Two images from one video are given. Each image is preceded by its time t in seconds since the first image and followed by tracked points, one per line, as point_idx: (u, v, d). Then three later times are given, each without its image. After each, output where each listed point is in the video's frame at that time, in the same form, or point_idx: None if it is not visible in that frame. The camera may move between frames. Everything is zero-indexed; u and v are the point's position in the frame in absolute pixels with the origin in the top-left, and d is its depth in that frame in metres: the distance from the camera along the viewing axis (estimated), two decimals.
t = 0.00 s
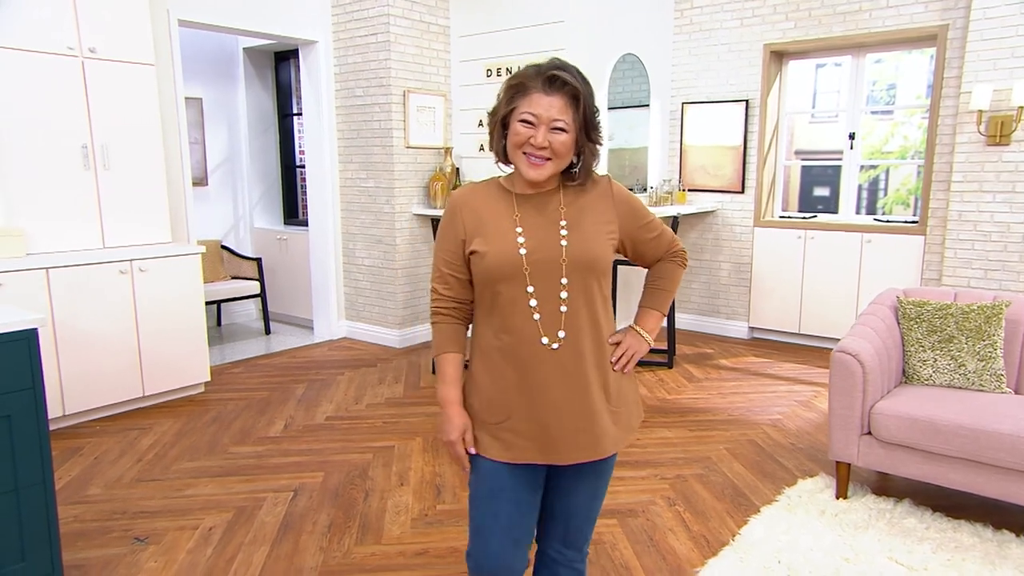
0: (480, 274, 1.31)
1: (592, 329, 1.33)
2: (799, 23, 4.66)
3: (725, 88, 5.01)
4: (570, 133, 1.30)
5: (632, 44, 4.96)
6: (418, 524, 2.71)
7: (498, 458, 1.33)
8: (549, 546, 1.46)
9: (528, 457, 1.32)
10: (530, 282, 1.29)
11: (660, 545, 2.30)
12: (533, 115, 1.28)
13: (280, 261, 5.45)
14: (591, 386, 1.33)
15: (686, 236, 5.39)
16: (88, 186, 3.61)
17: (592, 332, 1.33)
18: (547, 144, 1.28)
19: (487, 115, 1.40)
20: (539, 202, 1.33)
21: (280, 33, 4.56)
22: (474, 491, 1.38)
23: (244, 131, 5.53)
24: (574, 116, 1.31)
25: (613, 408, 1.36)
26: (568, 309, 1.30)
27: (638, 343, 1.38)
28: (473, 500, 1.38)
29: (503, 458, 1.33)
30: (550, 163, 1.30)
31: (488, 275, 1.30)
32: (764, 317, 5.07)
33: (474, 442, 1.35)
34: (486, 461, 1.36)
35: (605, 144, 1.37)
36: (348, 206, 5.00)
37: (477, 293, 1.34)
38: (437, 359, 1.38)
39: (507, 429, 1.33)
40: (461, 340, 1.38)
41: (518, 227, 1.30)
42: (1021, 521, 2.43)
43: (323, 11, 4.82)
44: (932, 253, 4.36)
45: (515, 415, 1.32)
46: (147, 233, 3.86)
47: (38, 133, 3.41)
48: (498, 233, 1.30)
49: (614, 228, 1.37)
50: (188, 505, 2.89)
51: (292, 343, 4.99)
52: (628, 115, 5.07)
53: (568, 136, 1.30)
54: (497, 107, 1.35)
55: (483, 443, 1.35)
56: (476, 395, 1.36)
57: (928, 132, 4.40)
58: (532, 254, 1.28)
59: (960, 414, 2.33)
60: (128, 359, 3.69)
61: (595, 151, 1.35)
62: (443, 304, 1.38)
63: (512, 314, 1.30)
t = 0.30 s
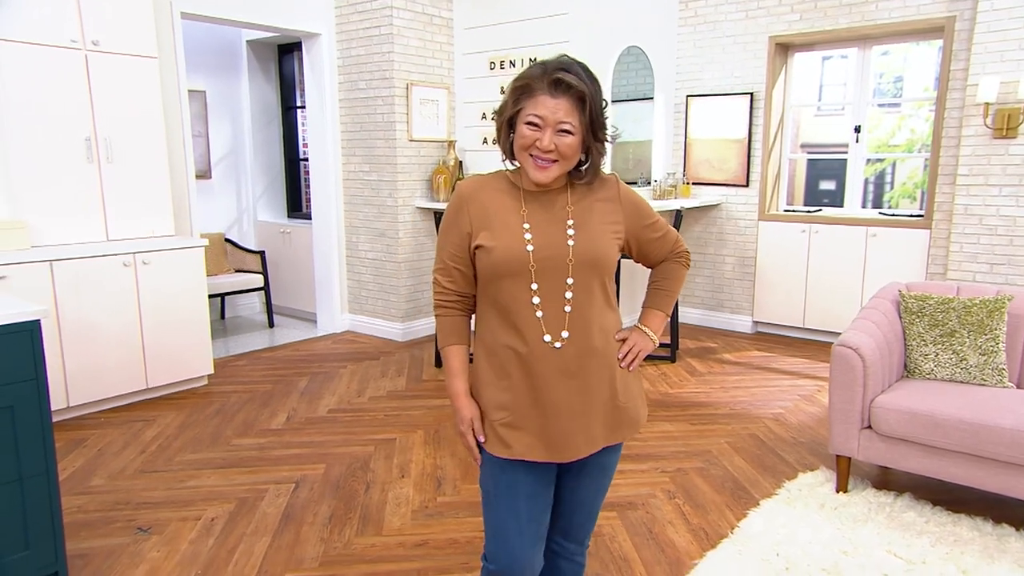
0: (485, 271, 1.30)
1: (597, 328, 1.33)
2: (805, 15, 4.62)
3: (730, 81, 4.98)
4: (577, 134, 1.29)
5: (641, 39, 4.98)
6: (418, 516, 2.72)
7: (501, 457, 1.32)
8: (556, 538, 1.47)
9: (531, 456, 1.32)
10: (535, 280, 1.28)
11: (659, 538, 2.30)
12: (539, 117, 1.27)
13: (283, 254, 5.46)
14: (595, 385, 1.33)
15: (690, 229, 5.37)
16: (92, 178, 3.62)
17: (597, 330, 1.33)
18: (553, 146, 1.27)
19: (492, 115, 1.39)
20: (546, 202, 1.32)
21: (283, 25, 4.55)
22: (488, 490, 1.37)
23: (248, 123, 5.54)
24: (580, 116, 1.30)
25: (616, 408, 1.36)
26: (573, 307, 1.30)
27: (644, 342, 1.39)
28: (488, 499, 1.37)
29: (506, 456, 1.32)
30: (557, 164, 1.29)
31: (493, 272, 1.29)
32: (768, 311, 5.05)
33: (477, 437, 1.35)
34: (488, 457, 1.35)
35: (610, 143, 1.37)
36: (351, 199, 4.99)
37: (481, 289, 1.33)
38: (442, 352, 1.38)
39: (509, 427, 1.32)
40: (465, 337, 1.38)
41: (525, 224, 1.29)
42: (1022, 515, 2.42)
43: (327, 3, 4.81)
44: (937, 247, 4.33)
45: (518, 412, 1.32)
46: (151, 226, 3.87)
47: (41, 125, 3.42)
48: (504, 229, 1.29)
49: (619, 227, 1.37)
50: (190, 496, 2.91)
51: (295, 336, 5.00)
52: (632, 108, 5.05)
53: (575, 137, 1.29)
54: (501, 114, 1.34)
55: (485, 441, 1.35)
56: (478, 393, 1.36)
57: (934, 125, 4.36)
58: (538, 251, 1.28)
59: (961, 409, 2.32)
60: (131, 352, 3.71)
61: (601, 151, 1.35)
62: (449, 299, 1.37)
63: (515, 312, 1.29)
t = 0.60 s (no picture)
0: (488, 272, 1.29)
1: (600, 331, 1.32)
2: (810, 13, 4.60)
3: (735, 80, 4.96)
4: (580, 134, 1.28)
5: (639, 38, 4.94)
6: (419, 515, 2.72)
7: (501, 459, 1.31)
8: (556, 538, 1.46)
9: (532, 457, 1.31)
10: (539, 282, 1.27)
11: (658, 538, 2.29)
12: (542, 117, 1.26)
13: (287, 253, 5.47)
14: (598, 387, 1.32)
15: (695, 228, 5.35)
16: (96, 177, 3.63)
17: (600, 332, 1.32)
18: (557, 146, 1.26)
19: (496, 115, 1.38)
20: (549, 201, 1.31)
21: (286, 24, 4.55)
22: (490, 491, 1.35)
23: (251, 122, 5.55)
24: (584, 116, 1.29)
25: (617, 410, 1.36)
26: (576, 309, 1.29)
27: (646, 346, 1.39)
28: (490, 500, 1.35)
29: (506, 458, 1.31)
30: (561, 164, 1.28)
31: (496, 274, 1.28)
32: (772, 310, 5.03)
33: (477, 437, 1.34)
34: (488, 459, 1.34)
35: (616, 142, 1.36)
36: (355, 198, 5.00)
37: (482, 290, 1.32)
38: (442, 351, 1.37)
39: (510, 428, 1.31)
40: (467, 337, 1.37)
41: (528, 225, 1.28)
42: None
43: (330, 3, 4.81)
44: (943, 247, 4.29)
45: (519, 414, 1.31)
46: (154, 225, 3.89)
47: (45, 125, 3.43)
48: (507, 230, 1.28)
49: (622, 228, 1.37)
50: (192, 493, 2.92)
51: (299, 335, 5.01)
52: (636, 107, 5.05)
53: (579, 137, 1.28)
54: (503, 116, 1.34)
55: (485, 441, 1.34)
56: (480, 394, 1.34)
57: (940, 124, 4.33)
58: (542, 253, 1.27)
59: (962, 409, 2.30)
60: (134, 350, 3.72)
61: (605, 150, 1.34)
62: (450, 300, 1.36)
63: (518, 314, 1.28)
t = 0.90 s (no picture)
0: (490, 278, 1.29)
1: (604, 334, 1.31)
2: (813, 13, 4.58)
3: (737, 80, 4.94)
4: (581, 130, 1.28)
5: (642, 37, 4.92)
6: (418, 515, 2.72)
7: (507, 463, 1.31)
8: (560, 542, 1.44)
9: (539, 462, 1.30)
10: (541, 287, 1.27)
11: (656, 539, 2.28)
12: (542, 114, 1.26)
13: (289, 253, 5.48)
14: (602, 390, 1.31)
15: (698, 229, 5.33)
16: (98, 177, 3.64)
17: (604, 336, 1.31)
18: (557, 142, 1.26)
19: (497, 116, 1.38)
20: (551, 203, 1.31)
21: (288, 25, 4.56)
22: (497, 487, 1.33)
23: (254, 122, 5.56)
24: (584, 113, 1.28)
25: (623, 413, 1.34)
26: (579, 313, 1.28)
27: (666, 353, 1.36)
28: (497, 497, 1.33)
29: (512, 462, 1.31)
30: (562, 161, 1.27)
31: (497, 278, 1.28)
32: (775, 311, 5.01)
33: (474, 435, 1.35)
34: (494, 462, 1.34)
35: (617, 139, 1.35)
36: (357, 198, 5.00)
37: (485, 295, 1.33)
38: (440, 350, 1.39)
39: (515, 432, 1.31)
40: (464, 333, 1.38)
41: (530, 230, 1.28)
42: None
43: (332, 3, 4.82)
44: (946, 248, 4.27)
45: (524, 418, 1.30)
46: (156, 225, 3.89)
47: (46, 124, 3.44)
48: (508, 236, 1.28)
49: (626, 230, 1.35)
50: (193, 493, 2.92)
51: (300, 335, 5.02)
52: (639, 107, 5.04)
53: (579, 133, 1.27)
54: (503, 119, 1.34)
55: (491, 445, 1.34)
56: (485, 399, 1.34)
57: (943, 124, 4.31)
58: (544, 258, 1.26)
59: (962, 411, 2.29)
60: (136, 350, 3.73)
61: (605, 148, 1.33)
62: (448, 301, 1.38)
63: (522, 319, 1.28)
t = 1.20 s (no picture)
0: (517, 285, 1.22)
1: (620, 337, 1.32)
2: (818, 13, 4.55)
3: (741, 80, 4.92)
4: (587, 122, 1.26)
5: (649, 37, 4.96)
6: (418, 515, 2.71)
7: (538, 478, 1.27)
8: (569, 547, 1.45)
9: (570, 471, 1.28)
10: (570, 293, 1.23)
11: (656, 541, 2.27)
12: (548, 107, 1.24)
13: (293, 254, 5.49)
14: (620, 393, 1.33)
15: (702, 229, 5.31)
16: (102, 178, 3.65)
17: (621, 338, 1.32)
18: (565, 134, 1.24)
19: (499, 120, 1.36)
20: (562, 202, 1.28)
21: (292, 25, 4.56)
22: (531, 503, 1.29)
23: (258, 123, 5.57)
24: (588, 104, 1.27)
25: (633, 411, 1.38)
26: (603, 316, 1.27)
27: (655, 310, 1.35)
28: (529, 513, 1.30)
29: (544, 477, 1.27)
30: (570, 155, 1.26)
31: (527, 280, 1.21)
32: (779, 312, 4.99)
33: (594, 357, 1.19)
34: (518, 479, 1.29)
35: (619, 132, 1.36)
36: (360, 198, 5.00)
37: (504, 302, 1.25)
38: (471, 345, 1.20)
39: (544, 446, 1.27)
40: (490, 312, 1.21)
41: (553, 234, 1.23)
42: None
43: (336, 4, 4.82)
44: (952, 249, 4.24)
45: (552, 430, 1.27)
46: (159, 225, 3.90)
47: (51, 125, 3.46)
48: (534, 240, 1.22)
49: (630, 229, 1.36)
50: (194, 493, 2.93)
51: (304, 335, 5.03)
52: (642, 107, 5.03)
53: (586, 125, 1.26)
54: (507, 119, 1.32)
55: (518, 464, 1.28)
56: (505, 414, 1.29)
57: (949, 125, 4.28)
58: (573, 263, 1.22)
59: (964, 414, 2.26)
60: (139, 350, 3.74)
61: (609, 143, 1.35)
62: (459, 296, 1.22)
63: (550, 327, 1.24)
